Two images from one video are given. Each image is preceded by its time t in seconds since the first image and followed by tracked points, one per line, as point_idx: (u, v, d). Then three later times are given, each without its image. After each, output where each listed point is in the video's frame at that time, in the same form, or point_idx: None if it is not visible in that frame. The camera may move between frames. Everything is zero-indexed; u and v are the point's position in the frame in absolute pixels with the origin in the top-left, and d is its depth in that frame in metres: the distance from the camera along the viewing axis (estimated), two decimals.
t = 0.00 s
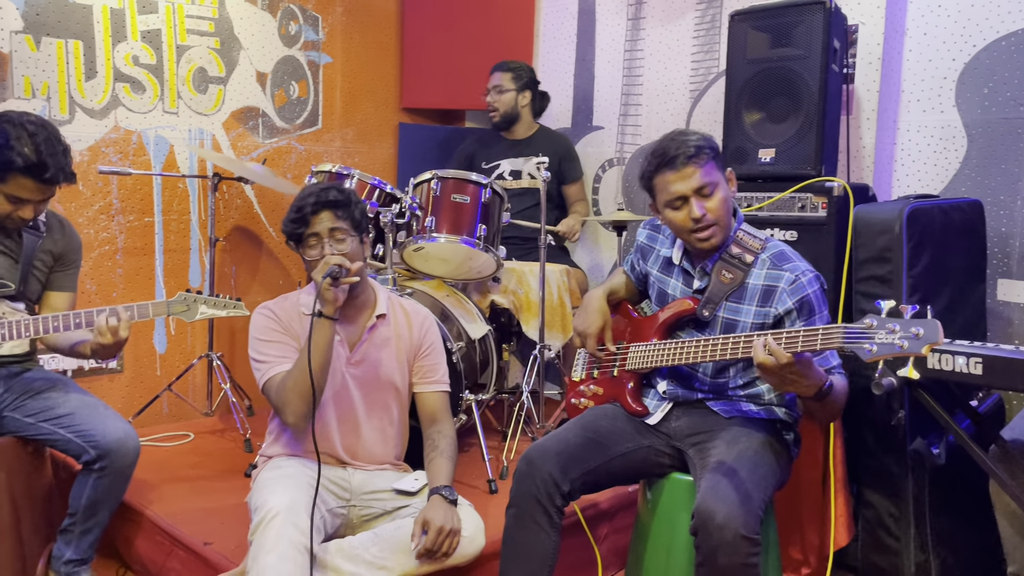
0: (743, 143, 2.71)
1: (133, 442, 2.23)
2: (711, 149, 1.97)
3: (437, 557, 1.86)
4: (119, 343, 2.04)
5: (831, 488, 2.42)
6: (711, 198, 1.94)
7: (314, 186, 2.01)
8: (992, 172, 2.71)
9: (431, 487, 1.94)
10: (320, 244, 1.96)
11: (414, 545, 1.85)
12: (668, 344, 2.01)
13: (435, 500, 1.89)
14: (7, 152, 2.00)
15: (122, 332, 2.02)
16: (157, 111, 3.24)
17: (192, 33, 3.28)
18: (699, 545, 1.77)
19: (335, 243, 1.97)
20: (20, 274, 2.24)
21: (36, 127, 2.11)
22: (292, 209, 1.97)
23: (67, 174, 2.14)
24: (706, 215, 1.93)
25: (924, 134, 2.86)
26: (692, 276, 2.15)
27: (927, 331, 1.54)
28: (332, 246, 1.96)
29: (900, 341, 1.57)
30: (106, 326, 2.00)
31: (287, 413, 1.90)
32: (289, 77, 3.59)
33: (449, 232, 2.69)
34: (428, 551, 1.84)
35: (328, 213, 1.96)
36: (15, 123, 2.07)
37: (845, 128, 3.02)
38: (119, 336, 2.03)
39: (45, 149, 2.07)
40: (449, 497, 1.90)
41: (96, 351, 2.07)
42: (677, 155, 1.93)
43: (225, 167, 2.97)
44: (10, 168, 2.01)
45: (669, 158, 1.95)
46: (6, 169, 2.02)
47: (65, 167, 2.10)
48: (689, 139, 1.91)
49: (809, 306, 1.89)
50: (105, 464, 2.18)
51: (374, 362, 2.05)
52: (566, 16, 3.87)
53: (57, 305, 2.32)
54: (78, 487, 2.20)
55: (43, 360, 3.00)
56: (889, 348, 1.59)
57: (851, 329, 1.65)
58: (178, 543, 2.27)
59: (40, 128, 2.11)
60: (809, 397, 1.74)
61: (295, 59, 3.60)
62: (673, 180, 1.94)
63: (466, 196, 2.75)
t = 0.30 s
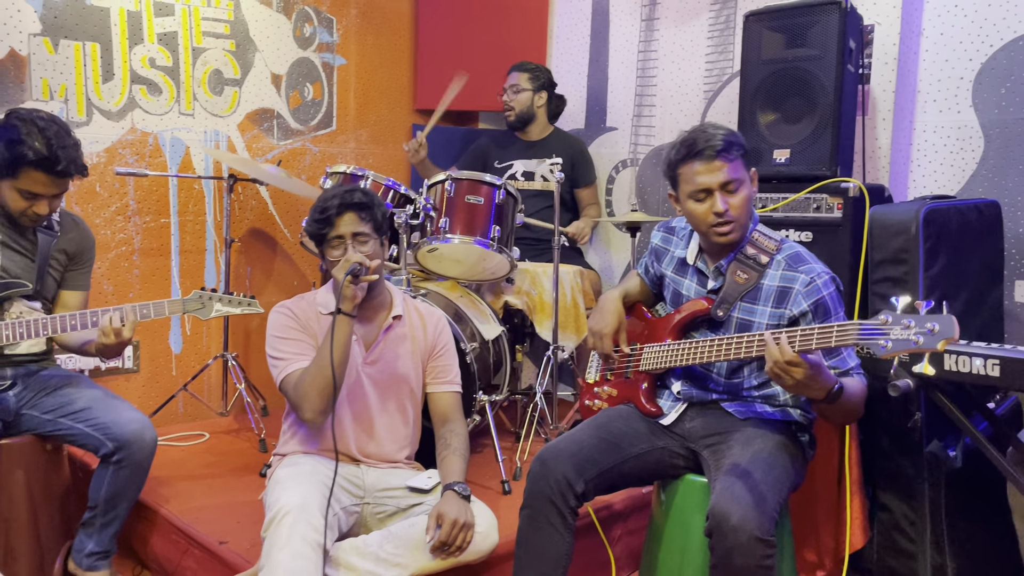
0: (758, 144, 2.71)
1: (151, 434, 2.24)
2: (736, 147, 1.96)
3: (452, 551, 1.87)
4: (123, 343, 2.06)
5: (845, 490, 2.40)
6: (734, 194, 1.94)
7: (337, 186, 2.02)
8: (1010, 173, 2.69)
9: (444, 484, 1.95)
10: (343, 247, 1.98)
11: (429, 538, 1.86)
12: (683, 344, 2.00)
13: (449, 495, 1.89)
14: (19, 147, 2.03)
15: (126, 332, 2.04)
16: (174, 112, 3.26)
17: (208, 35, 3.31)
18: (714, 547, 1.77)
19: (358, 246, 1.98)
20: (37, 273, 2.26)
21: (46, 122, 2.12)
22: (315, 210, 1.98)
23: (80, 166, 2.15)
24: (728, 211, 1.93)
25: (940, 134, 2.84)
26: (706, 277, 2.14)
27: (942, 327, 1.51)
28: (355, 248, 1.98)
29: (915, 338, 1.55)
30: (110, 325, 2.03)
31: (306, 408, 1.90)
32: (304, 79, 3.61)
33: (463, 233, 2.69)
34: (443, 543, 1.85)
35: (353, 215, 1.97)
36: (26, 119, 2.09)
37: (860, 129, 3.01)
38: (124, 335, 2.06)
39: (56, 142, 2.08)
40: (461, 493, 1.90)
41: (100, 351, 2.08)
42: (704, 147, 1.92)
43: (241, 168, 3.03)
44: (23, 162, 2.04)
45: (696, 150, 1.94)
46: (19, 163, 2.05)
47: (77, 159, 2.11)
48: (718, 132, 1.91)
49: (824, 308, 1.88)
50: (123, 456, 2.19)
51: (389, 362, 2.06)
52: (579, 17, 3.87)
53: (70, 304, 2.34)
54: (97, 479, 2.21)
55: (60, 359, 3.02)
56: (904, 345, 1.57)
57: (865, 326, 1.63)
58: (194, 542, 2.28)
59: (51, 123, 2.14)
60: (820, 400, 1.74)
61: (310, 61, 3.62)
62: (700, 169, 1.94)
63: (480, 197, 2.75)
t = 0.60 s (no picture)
0: (771, 145, 2.70)
1: (164, 442, 2.25)
2: (755, 153, 1.95)
3: (465, 559, 1.87)
4: (136, 336, 2.07)
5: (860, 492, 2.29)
6: (753, 208, 1.94)
7: (349, 190, 2.02)
8: None
9: (459, 490, 1.96)
10: (354, 249, 1.98)
11: (443, 547, 1.86)
12: (698, 343, 2.00)
13: (464, 502, 1.89)
14: (31, 157, 2.03)
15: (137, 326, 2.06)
16: (188, 115, 3.29)
17: (222, 38, 3.33)
18: (727, 547, 1.77)
19: (369, 248, 1.98)
20: (51, 273, 2.28)
21: (59, 130, 2.10)
22: (327, 212, 1.98)
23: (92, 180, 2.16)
24: (748, 227, 1.93)
25: (954, 135, 2.83)
26: (723, 278, 2.14)
27: (963, 320, 1.54)
28: (365, 250, 1.98)
29: (935, 331, 1.57)
30: (119, 319, 2.04)
31: (317, 416, 1.92)
32: (317, 82, 3.63)
33: (475, 234, 2.71)
34: (456, 553, 1.84)
35: (363, 218, 1.97)
36: (40, 128, 2.09)
37: (874, 130, 3.00)
38: (137, 329, 2.07)
39: (68, 152, 2.07)
40: (477, 501, 1.90)
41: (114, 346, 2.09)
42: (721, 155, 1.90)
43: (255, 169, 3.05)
44: (35, 172, 2.05)
45: (714, 156, 1.92)
46: (32, 174, 2.05)
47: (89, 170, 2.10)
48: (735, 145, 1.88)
49: (840, 310, 1.88)
50: (138, 464, 2.21)
51: (401, 368, 2.06)
52: (591, 19, 3.87)
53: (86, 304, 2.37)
54: (109, 487, 2.23)
55: (77, 360, 3.05)
56: (923, 338, 1.58)
57: (882, 320, 1.64)
58: (210, 542, 2.30)
59: (65, 132, 2.12)
60: (829, 401, 1.73)
61: (323, 64, 3.64)
62: (717, 190, 1.92)
63: (492, 199, 2.76)
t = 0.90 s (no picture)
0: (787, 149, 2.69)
1: (180, 445, 2.26)
2: (777, 156, 1.94)
3: (479, 560, 1.86)
4: (150, 335, 2.07)
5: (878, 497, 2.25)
6: (755, 211, 1.92)
7: (368, 194, 2.04)
8: None
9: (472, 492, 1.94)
10: (372, 252, 1.99)
11: (457, 548, 1.86)
12: (713, 345, 1.99)
13: (477, 504, 1.88)
14: (32, 156, 2.07)
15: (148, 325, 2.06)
16: (205, 121, 3.31)
17: (238, 44, 3.35)
18: (743, 554, 1.76)
19: (386, 252, 1.99)
20: (66, 276, 2.30)
21: (60, 130, 2.14)
22: (345, 216, 2.00)
23: (95, 177, 2.16)
24: (743, 228, 1.93)
25: (972, 138, 2.81)
26: (739, 282, 2.13)
27: (965, 311, 1.54)
28: (383, 253, 1.98)
29: (936, 323, 1.57)
30: (133, 318, 2.06)
31: (331, 413, 1.91)
32: (331, 87, 3.65)
33: (489, 238, 2.72)
34: (471, 553, 1.84)
35: (381, 220, 1.98)
36: (42, 128, 2.12)
37: (890, 133, 2.99)
38: (151, 328, 2.07)
39: (68, 151, 2.09)
40: (490, 501, 1.89)
41: (130, 346, 2.11)
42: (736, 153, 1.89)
43: (271, 174, 3.07)
44: (36, 171, 2.07)
45: (729, 155, 1.92)
46: (33, 172, 2.08)
47: (89, 168, 2.11)
48: (748, 143, 1.87)
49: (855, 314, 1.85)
50: (155, 466, 2.22)
51: (416, 366, 2.06)
52: (605, 23, 3.87)
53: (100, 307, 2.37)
54: (128, 488, 2.24)
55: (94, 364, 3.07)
56: (925, 331, 1.59)
57: (885, 315, 1.64)
58: (226, 546, 2.31)
59: (66, 131, 2.15)
60: (838, 401, 1.71)
61: (338, 69, 3.66)
62: (723, 185, 1.94)
63: (506, 203, 2.76)
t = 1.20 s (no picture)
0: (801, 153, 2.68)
1: (190, 438, 2.24)
2: (799, 164, 1.93)
3: (493, 560, 1.86)
4: (160, 331, 2.09)
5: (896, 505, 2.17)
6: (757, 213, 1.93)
7: (388, 200, 2.06)
8: None
9: (486, 494, 1.94)
10: (389, 257, 2.00)
11: (471, 548, 1.85)
12: (727, 349, 1.95)
13: (491, 504, 1.88)
14: (34, 159, 2.09)
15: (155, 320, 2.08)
16: (219, 126, 3.33)
17: (252, 51, 3.37)
18: (758, 560, 1.75)
19: (404, 257, 1.99)
20: (75, 278, 2.31)
21: (60, 134, 2.16)
22: (363, 220, 2.01)
23: (97, 179, 2.18)
24: (740, 227, 1.95)
25: (988, 142, 2.79)
26: (751, 286, 2.11)
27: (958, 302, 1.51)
28: (400, 259, 1.99)
29: (930, 314, 1.54)
30: (142, 313, 2.07)
31: (348, 419, 1.91)
32: (345, 92, 3.67)
33: (503, 244, 2.71)
34: (484, 553, 1.84)
35: (399, 225, 1.99)
36: (42, 133, 2.15)
37: (905, 137, 2.97)
38: (160, 323, 2.09)
39: (69, 154, 2.11)
40: (503, 503, 1.89)
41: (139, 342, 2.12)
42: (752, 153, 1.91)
43: (284, 180, 3.09)
44: (37, 174, 2.09)
45: (748, 157, 1.94)
46: (35, 175, 2.10)
47: (90, 170, 2.13)
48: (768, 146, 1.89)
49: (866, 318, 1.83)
50: (165, 462, 2.20)
51: (431, 373, 2.06)
52: (617, 27, 3.87)
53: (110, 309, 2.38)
54: (140, 485, 2.22)
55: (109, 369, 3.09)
56: (921, 323, 1.56)
57: (882, 309, 1.62)
58: (240, 551, 2.31)
59: (66, 135, 2.17)
60: (845, 402, 1.69)
61: (351, 75, 3.68)
62: (733, 182, 1.96)
63: (519, 208, 2.76)
